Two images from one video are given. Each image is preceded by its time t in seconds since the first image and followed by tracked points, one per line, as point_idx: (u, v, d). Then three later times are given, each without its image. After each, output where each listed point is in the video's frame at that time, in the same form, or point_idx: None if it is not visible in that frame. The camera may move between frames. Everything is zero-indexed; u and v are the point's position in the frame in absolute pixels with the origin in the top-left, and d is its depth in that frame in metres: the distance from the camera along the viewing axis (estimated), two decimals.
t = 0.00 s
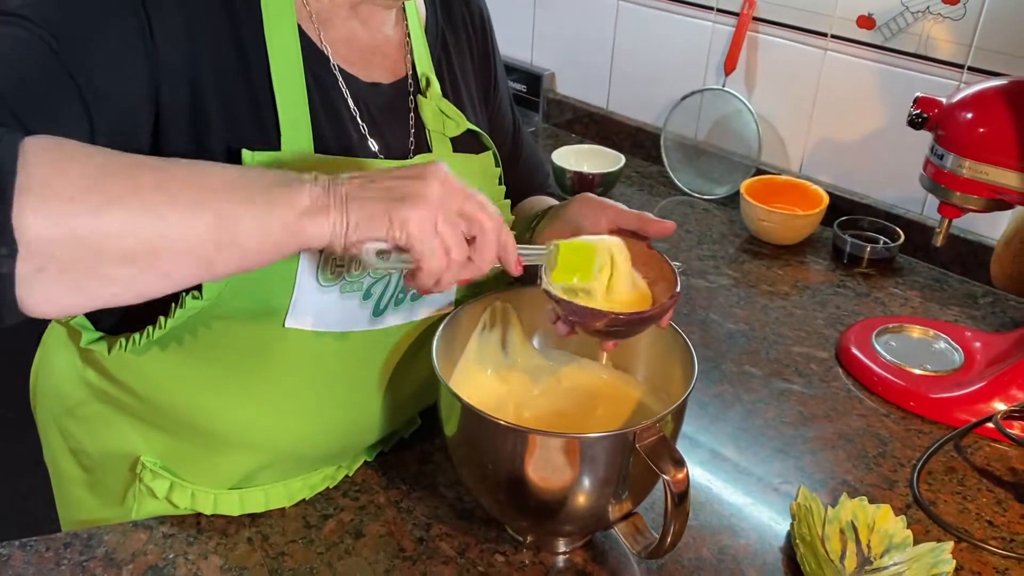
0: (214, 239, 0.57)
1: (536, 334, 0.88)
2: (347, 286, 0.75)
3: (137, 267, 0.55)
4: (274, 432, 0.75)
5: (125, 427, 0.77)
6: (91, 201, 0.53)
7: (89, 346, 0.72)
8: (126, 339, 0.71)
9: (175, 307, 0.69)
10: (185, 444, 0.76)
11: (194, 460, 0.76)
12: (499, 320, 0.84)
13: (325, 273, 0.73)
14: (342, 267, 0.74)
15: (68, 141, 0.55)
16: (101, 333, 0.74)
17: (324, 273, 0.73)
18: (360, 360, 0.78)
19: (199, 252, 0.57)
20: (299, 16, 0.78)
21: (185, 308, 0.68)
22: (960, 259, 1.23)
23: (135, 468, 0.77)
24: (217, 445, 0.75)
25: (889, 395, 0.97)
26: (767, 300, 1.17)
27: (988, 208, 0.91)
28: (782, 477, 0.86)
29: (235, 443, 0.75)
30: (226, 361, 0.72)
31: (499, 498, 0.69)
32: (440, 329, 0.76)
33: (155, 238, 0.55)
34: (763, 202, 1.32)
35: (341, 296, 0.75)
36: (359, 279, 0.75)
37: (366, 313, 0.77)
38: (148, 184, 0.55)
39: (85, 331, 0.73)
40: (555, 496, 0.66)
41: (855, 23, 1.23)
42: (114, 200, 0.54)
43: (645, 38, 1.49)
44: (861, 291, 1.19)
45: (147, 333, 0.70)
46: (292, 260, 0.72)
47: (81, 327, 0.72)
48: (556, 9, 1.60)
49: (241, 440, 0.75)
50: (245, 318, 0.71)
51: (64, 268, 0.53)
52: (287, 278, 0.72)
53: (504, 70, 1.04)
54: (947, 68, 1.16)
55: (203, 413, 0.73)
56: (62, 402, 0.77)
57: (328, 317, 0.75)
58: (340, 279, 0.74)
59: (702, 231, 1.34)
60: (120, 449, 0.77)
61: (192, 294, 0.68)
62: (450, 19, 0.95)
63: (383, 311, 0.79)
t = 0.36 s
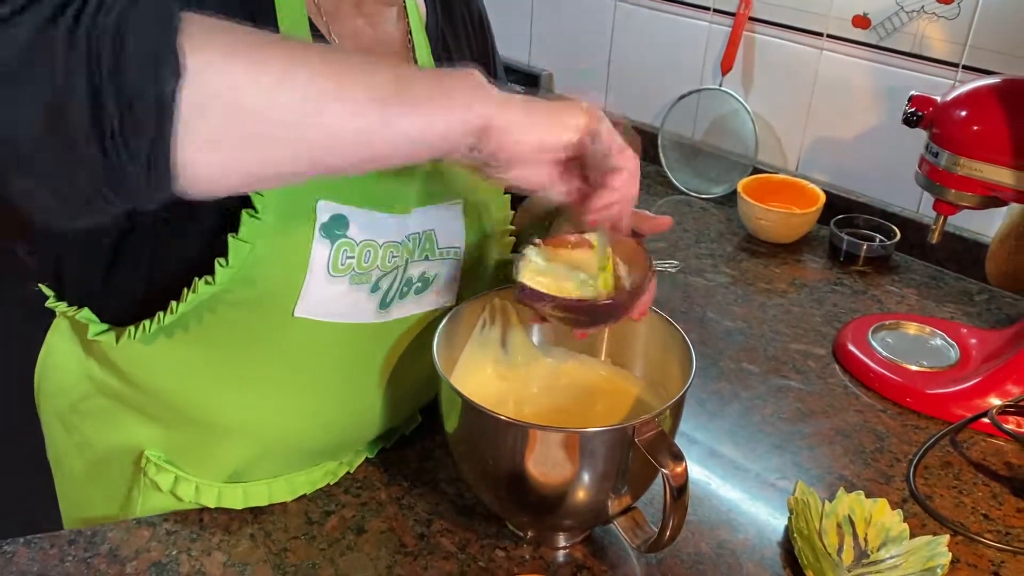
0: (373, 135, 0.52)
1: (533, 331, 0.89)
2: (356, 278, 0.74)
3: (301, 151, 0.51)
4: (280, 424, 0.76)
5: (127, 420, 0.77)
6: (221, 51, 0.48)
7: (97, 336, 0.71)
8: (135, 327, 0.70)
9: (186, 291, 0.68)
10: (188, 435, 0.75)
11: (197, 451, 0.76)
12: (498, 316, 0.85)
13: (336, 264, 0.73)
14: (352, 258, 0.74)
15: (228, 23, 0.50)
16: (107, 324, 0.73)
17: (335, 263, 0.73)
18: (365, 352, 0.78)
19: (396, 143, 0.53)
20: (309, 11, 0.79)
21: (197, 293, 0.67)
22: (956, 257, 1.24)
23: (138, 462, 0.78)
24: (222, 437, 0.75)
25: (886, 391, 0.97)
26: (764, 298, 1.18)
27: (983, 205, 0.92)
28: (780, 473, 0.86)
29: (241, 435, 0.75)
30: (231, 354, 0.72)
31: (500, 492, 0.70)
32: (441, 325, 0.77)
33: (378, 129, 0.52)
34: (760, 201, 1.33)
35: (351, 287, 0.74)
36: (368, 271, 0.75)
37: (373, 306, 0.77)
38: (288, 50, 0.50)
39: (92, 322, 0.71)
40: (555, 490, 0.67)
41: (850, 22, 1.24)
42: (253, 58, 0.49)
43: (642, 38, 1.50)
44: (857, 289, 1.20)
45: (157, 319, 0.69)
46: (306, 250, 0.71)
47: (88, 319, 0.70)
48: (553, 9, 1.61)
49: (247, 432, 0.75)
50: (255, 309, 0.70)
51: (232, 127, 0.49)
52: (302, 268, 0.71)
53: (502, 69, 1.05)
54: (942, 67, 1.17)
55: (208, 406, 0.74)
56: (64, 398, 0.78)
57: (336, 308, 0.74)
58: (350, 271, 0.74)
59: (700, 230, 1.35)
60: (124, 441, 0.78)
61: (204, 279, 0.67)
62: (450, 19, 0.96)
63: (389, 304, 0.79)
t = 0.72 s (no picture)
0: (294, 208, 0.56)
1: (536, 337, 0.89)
2: (355, 287, 0.76)
3: (218, 242, 0.55)
4: (280, 430, 0.77)
5: (131, 426, 0.78)
6: (145, 155, 0.51)
7: (99, 344, 0.72)
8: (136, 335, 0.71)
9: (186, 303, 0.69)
10: (191, 441, 0.77)
11: (200, 457, 0.77)
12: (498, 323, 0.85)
13: (335, 274, 0.75)
14: (350, 269, 0.76)
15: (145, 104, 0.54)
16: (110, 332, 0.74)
17: (333, 274, 0.75)
18: (365, 359, 0.79)
19: (297, 218, 0.56)
20: (310, 23, 0.79)
21: (196, 306, 0.68)
22: (954, 261, 1.25)
23: (143, 467, 0.78)
24: (223, 443, 0.76)
25: (885, 394, 0.98)
26: (764, 302, 1.18)
27: (981, 210, 0.92)
28: (780, 476, 0.87)
29: (242, 442, 0.76)
30: (231, 362, 0.73)
31: (502, 496, 0.70)
32: (442, 330, 0.77)
33: (307, 212, 0.56)
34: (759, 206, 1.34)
35: (349, 297, 0.76)
36: (366, 282, 0.77)
37: (373, 314, 0.79)
38: (202, 141, 0.53)
39: (95, 329, 0.72)
40: (557, 494, 0.67)
41: (849, 28, 1.24)
42: (184, 157, 0.52)
43: (641, 44, 1.51)
44: (857, 293, 1.20)
45: (158, 329, 0.70)
46: (303, 262, 0.72)
47: (91, 326, 0.72)
48: (553, 14, 1.62)
49: (248, 439, 0.76)
50: (253, 318, 0.72)
51: (142, 223, 0.52)
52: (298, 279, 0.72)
53: (503, 76, 1.06)
54: (940, 72, 1.18)
55: (210, 412, 0.74)
56: (69, 403, 0.78)
57: (337, 316, 0.76)
58: (349, 280, 0.76)
59: (700, 235, 1.36)
60: (128, 446, 0.78)
61: (203, 291, 0.69)
62: (451, 26, 0.97)
63: (389, 312, 0.80)
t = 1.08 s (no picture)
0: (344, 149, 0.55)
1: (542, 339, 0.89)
2: (356, 290, 0.76)
3: (280, 180, 0.54)
4: (284, 433, 0.76)
5: (134, 431, 0.77)
6: (191, 97, 0.52)
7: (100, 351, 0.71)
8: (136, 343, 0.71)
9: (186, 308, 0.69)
10: (195, 445, 0.76)
11: (205, 461, 0.77)
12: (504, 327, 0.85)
13: (336, 277, 0.75)
14: (351, 271, 0.76)
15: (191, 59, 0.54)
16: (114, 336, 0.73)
17: (335, 278, 0.75)
18: (367, 361, 0.79)
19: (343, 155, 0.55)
20: (309, 25, 0.79)
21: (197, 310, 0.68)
22: (961, 264, 1.24)
23: (148, 472, 0.78)
24: (228, 447, 0.76)
25: (892, 398, 0.98)
26: (770, 305, 1.18)
27: (988, 213, 0.92)
28: (786, 480, 0.87)
29: (246, 445, 0.76)
30: (234, 364, 0.73)
31: (508, 499, 0.70)
32: (448, 335, 0.77)
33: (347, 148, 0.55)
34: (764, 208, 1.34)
35: (350, 300, 0.76)
36: (367, 284, 0.77)
37: (374, 318, 0.78)
38: (256, 81, 0.54)
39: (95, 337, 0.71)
40: (564, 497, 0.67)
41: (854, 30, 1.24)
42: (222, 99, 0.52)
43: (646, 46, 1.50)
44: (863, 295, 1.20)
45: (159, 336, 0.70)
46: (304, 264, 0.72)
47: (91, 333, 0.71)
48: (559, 17, 1.62)
49: (251, 442, 0.76)
50: (255, 320, 0.72)
51: (203, 163, 0.52)
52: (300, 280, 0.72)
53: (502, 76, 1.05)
54: (946, 75, 1.18)
55: (213, 415, 0.74)
56: (70, 410, 0.78)
57: (336, 318, 0.76)
58: (350, 284, 0.76)
59: (705, 237, 1.35)
60: (132, 451, 0.78)
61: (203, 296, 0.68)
62: (450, 25, 0.97)
63: (390, 315, 0.80)
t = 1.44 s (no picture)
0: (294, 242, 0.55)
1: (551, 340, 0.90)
2: (368, 288, 0.77)
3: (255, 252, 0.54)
4: (297, 431, 0.77)
5: (148, 430, 0.78)
6: (143, 205, 0.51)
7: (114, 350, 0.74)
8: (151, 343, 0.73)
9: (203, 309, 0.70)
10: (208, 444, 0.77)
11: (217, 460, 0.78)
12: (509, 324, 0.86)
13: (347, 277, 0.75)
14: (363, 270, 0.76)
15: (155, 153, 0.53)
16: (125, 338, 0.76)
17: (347, 276, 0.75)
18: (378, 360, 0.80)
19: (290, 256, 0.55)
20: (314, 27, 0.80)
21: (215, 310, 0.69)
22: (968, 265, 1.24)
23: (160, 471, 0.79)
24: (240, 445, 0.77)
25: (900, 398, 0.98)
26: (778, 305, 1.18)
27: (997, 213, 0.92)
28: (794, 480, 0.87)
29: (259, 442, 0.77)
30: (249, 361, 0.74)
31: (517, 499, 0.70)
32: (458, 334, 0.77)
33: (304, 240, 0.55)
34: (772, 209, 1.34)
35: (363, 298, 0.77)
36: (379, 282, 0.78)
37: (386, 314, 0.79)
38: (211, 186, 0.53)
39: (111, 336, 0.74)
40: (573, 496, 0.67)
41: (862, 31, 1.24)
42: (196, 201, 0.52)
43: (652, 46, 1.51)
44: (870, 296, 1.20)
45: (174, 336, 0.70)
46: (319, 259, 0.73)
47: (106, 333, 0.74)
48: (565, 19, 1.62)
49: (264, 439, 0.76)
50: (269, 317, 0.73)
51: (150, 260, 0.52)
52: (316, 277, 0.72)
53: (510, 78, 1.06)
54: (954, 75, 1.18)
55: (228, 413, 0.75)
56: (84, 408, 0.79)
57: (350, 317, 0.76)
58: (361, 283, 0.76)
59: (712, 238, 1.36)
60: (146, 450, 0.79)
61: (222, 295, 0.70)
62: (459, 27, 0.97)
63: (402, 312, 0.80)
